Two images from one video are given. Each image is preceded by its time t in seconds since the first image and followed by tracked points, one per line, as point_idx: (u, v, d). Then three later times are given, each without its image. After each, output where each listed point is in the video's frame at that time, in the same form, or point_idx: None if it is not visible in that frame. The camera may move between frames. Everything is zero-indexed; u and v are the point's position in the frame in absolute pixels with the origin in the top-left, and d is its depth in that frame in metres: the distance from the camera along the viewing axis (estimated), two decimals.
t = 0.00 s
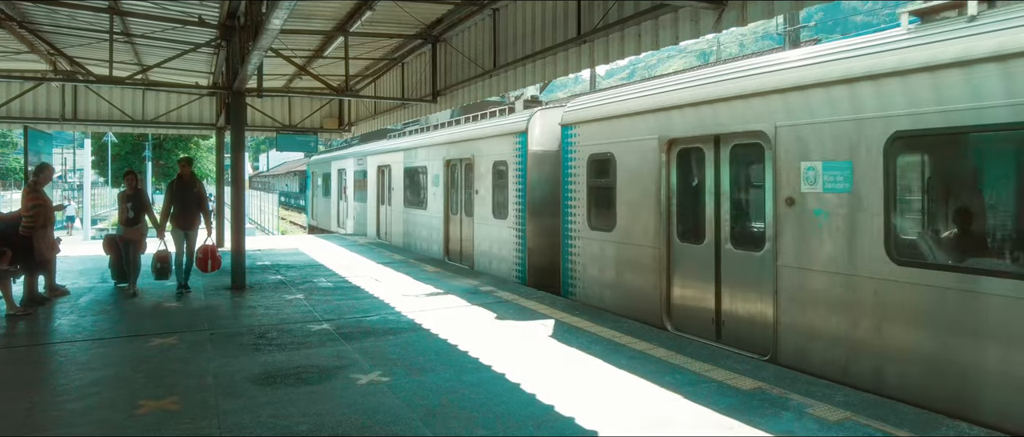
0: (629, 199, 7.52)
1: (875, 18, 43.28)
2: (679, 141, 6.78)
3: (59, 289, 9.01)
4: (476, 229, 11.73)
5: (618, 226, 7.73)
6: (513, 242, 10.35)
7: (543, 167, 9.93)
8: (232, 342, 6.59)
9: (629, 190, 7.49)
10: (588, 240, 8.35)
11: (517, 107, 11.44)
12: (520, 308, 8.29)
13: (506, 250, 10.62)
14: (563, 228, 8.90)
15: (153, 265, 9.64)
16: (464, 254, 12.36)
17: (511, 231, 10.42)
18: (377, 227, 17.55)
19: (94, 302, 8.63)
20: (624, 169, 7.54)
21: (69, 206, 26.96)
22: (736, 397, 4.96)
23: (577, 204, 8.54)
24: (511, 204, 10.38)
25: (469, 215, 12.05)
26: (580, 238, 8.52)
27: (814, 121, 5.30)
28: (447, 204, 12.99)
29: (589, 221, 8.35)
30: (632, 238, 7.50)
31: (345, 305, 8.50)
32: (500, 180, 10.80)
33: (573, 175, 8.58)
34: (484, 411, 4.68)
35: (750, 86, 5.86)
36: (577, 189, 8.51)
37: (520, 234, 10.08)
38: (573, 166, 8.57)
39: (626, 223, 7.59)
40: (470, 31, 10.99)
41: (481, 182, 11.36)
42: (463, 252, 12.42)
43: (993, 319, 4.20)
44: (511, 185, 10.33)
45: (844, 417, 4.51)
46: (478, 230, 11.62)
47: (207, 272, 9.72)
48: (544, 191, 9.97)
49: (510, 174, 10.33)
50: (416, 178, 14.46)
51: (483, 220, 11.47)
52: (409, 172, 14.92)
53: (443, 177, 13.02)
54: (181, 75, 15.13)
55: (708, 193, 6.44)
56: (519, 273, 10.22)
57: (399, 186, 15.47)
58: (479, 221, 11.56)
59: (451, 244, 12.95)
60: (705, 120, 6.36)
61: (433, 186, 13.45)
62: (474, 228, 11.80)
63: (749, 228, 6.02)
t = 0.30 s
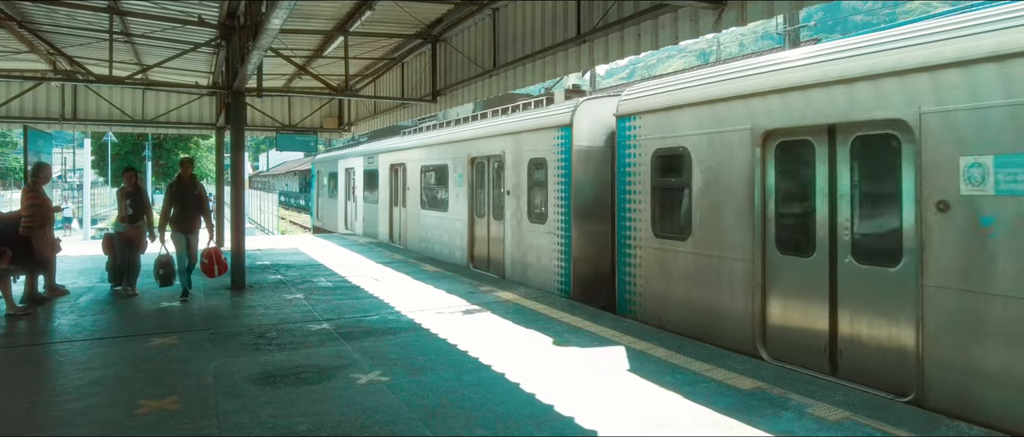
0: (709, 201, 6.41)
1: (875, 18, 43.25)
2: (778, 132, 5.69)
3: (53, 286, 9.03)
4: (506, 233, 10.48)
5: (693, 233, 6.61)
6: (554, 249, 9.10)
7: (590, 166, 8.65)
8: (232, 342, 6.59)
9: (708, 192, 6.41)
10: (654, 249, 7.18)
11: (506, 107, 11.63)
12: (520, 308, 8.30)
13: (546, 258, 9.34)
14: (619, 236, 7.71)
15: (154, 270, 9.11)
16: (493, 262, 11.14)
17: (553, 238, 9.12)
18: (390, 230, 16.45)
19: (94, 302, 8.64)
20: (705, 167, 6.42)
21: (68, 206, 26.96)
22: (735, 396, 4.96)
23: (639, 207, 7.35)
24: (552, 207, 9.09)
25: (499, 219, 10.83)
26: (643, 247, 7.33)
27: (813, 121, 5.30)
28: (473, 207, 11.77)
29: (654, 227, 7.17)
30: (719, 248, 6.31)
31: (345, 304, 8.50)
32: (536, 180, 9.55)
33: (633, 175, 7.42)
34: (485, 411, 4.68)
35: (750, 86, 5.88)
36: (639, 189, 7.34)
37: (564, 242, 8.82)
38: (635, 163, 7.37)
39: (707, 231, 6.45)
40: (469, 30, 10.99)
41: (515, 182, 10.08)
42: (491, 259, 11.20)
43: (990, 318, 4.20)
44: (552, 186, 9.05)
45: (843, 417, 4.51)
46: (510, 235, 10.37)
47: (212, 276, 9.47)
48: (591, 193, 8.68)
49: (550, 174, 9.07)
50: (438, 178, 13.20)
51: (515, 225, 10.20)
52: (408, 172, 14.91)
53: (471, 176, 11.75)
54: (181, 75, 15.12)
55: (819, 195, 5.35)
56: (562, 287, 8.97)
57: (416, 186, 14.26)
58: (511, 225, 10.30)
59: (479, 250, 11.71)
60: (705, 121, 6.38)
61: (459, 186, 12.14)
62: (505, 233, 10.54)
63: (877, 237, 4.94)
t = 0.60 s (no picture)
0: (818, 208, 5.33)
1: (874, 18, 43.23)
2: (916, 122, 4.68)
3: (54, 289, 8.99)
4: (542, 239, 9.35)
5: (798, 245, 5.50)
6: (604, 259, 7.97)
7: (648, 162, 7.47)
8: (232, 341, 6.59)
9: (818, 195, 5.33)
10: (743, 263, 6.04)
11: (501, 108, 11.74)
12: (520, 308, 8.30)
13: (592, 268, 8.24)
14: (694, 246, 6.57)
15: (156, 271, 8.84)
16: (525, 270, 10.00)
17: (603, 246, 7.95)
18: (405, 234, 15.41)
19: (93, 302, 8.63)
20: (817, 164, 5.31)
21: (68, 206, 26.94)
22: (735, 396, 4.96)
23: (717, 212, 6.28)
24: (601, 210, 7.95)
25: (533, 223, 9.69)
26: (727, 260, 6.19)
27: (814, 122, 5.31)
28: (504, 210, 10.63)
29: (744, 237, 6.03)
30: (832, 264, 5.20)
31: (345, 304, 8.50)
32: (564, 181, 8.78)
33: (710, 175, 6.31)
34: (485, 411, 4.68)
35: (750, 86, 5.88)
36: (722, 191, 6.20)
37: (618, 252, 7.68)
38: (716, 161, 6.24)
39: (821, 242, 5.30)
40: (469, 30, 11.00)
41: (555, 182, 8.87)
42: (524, 267, 10.05)
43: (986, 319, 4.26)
44: (602, 187, 7.89)
45: (843, 417, 4.51)
46: (548, 242, 9.19)
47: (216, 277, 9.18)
48: (650, 194, 7.53)
49: (600, 173, 7.91)
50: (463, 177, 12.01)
51: (553, 230, 9.04)
52: (409, 171, 14.77)
53: (501, 175, 10.58)
54: (181, 75, 15.12)
55: (979, 197, 4.34)
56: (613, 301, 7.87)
57: (435, 186, 13.21)
58: (548, 231, 9.13)
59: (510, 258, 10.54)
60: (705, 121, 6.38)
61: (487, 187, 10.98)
62: (542, 240, 9.35)
63: None
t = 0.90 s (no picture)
0: (968, 211, 4.39)
1: (872, 18, 43.17)
2: None
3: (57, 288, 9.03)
4: (584, 246, 8.37)
5: (939, 258, 4.55)
6: (666, 270, 7.00)
7: (719, 158, 6.62)
8: (231, 342, 6.59)
9: (971, 197, 4.37)
10: (857, 281, 5.09)
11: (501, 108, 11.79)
12: (519, 308, 8.31)
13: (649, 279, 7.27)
14: (788, 257, 5.62)
15: (157, 276, 8.36)
16: (563, 281, 8.97)
17: (665, 255, 7.00)
18: (421, 240, 14.46)
19: (92, 302, 8.63)
20: (964, 164, 4.42)
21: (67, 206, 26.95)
22: (734, 396, 4.96)
23: (825, 218, 5.30)
24: (663, 214, 6.99)
25: (572, 227, 8.71)
26: (837, 276, 5.22)
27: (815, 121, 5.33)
28: (537, 213, 9.62)
29: (857, 247, 5.08)
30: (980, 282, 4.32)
31: (344, 304, 8.50)
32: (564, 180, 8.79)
33: (813, 173, 5.37)
34: (482, 412, 4.68)
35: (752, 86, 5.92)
36: (830, 193, 5.25)
37: (686, 263, 6.72)
38: (820, 156, 5.32)
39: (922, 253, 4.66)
40: (468, 30, 11.01)
41: (602, 182, 7.93)
42: (561, 277, 9.02)
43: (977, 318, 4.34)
44: (664, 187, 6.95)
45: (842, 417, 4.51)
46: (592, 249, 8.20)
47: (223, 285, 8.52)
48: (721, 193, 6.65)
49: (661, 171, 6.99)
50: (488, 177, 11.01)
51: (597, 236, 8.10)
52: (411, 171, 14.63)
53: (534, 174, 9.61)
54: (180, 75, 15.13)
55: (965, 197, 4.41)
56: (677, 319, 6.90)
57: (456, 187, 12.31)
58: (593, 237, 8.14)
59: (544, 267, 9.51)
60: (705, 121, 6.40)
61: (518, 188, 10.00)
62: (585, 248, 8.35)
63: None
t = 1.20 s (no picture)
0: None
1: (871, 18, 43.13)
2: None
3: (56, 288, 9.07)
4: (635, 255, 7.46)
5: None
6: (745, 284, 6.09)
7: (811, 157, 5.80)
8: (230, 342, 6.58)
9: None
10: (1014, 302, 4.21)
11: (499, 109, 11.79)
12: (519, 308, 8.31)
13: (722, 293, 6.35)
14: (911, 270, 4.77)
15: (159, 280, 8.03)
16: (608, 294, 8.00)
17: (743, 267, 6.10)
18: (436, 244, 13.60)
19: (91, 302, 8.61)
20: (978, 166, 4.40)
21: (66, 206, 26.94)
22: (733, 396, 4.96)
23: (970, 224, 4.43)
24: (739, 220, 6.12)
25: (620, 234, 7.76)
26: (984, 295, 4.35)
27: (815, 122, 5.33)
28: (577, 216, 8.64)
29: (1013, 260, 4.22)
30: None
31: (343, 304, 8.49)
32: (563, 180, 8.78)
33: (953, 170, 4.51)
34: (479, 412, 4.67)
35: (752, 85, 5.92)
36: (975, 194, 4.40)
37: (772, 276, 5.84)
38: (958, 150, 4.49)
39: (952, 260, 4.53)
40: (468, 30, 10.99)
41: (661, 184, 7.03)
42: (606, 290, 8.04)
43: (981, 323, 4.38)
44: (742, 189, 6.09)
45: (841, 417, 4.51)
46: (646, 259, 7.28)
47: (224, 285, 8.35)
48: (813, 195, 5.84)
49: (737, 171, 6.12)
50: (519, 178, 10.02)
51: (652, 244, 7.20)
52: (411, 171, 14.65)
53: (574, 174, 8.66)
54: (180, 75, 15.12)
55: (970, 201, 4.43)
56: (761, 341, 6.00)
57: (476, 186, 11.48)
58: (649, 245, 7.23)
59: (583, 277, 8.54)
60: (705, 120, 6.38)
61: (553, 189, 9.04)
62: (637, 258, 7.42)
63: None
